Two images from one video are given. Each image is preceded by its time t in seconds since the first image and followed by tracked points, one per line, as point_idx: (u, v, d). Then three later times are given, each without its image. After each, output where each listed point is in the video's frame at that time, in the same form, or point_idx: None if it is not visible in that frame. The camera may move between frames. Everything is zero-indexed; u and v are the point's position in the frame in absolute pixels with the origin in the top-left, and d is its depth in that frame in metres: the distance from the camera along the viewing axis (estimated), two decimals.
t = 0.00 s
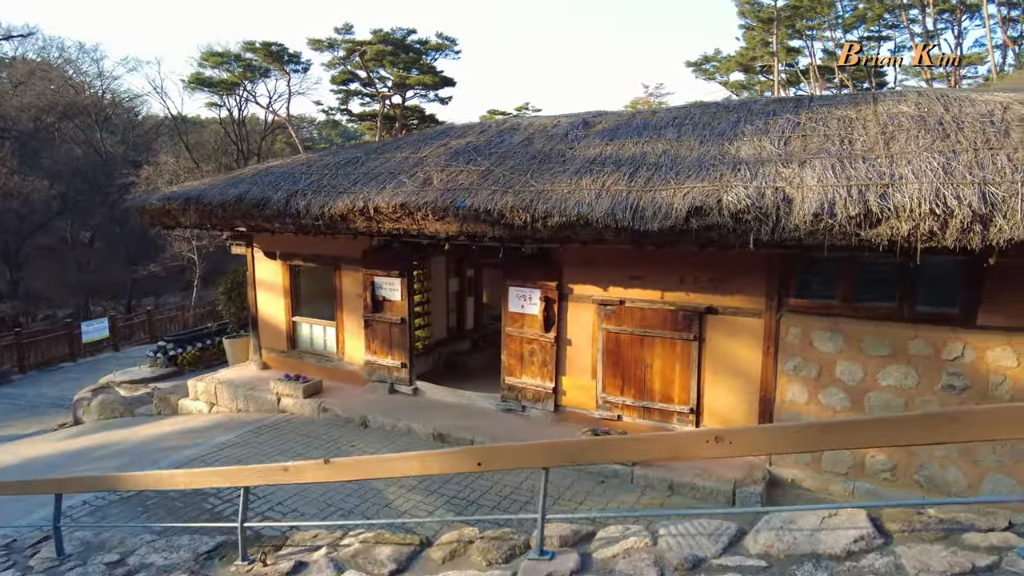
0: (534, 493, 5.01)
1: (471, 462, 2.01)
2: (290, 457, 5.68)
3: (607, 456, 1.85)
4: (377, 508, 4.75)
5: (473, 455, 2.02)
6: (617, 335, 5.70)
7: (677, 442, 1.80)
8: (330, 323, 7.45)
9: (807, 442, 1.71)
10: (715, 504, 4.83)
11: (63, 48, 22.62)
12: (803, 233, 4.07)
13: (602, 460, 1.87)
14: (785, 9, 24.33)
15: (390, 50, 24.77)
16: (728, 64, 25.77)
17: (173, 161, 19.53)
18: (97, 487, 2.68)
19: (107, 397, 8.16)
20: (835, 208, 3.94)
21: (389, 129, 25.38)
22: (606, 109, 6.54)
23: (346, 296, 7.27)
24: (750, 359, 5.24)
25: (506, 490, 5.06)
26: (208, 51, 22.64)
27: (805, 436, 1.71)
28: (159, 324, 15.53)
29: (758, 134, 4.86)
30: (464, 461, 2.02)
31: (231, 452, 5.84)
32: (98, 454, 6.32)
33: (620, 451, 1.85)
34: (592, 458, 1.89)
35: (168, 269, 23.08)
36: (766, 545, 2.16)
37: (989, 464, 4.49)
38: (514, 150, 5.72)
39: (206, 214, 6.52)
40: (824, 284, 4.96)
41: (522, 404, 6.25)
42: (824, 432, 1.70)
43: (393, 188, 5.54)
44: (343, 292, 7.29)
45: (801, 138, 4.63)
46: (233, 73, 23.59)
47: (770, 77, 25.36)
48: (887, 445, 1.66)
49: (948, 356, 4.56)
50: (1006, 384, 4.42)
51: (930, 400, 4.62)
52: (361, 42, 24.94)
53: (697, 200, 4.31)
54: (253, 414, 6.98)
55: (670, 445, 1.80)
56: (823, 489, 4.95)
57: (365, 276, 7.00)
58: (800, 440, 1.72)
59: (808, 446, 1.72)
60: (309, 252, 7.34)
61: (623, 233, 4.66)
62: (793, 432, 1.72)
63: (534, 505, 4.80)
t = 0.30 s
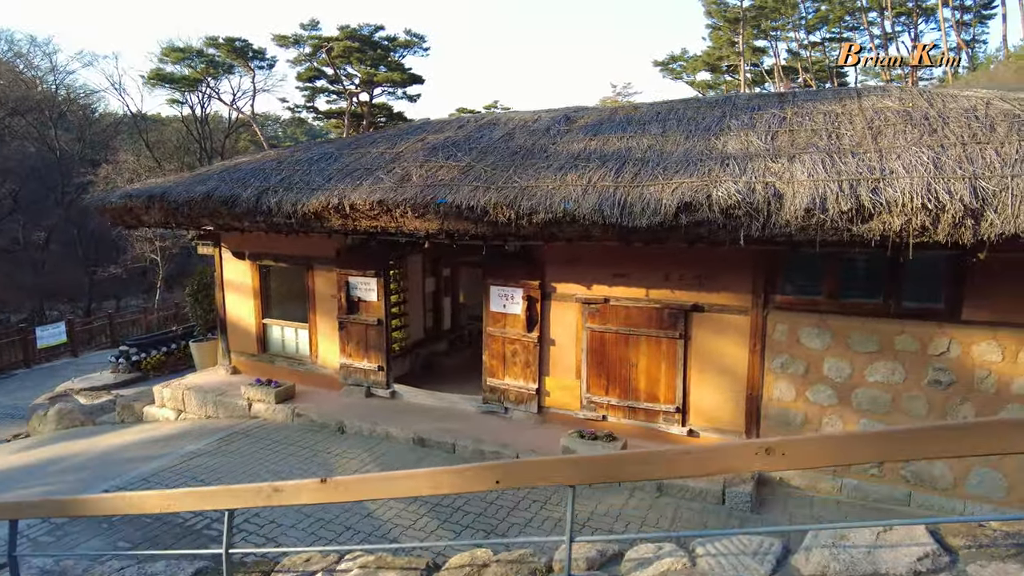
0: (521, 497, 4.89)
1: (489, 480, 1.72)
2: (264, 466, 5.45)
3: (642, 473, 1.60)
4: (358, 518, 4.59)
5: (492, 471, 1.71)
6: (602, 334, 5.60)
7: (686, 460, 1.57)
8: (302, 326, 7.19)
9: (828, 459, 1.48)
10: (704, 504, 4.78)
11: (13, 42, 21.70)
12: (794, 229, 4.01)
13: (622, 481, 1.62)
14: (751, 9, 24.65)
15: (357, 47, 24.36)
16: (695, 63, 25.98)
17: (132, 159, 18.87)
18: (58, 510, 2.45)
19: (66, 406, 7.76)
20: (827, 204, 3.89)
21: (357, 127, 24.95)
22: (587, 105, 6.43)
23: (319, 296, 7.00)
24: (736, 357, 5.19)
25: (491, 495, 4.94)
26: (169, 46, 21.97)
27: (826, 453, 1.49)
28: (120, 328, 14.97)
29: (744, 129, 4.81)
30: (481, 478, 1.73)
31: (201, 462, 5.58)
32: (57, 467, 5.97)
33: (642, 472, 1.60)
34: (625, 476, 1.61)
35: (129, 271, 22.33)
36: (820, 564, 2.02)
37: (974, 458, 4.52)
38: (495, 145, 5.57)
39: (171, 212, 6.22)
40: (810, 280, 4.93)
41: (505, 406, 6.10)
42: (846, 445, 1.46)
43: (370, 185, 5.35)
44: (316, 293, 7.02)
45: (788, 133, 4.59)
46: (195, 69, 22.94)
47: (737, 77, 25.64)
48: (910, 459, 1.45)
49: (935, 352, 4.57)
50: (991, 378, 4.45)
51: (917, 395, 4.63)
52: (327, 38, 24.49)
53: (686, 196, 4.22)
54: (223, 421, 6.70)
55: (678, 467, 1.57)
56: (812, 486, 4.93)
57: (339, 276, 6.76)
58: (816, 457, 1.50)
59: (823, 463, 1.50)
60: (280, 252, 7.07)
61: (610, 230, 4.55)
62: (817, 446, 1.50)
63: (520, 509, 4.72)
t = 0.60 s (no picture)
0: (513, 499, 4.78)
1: (524, 481, 1.58)
2: (245, 472, 5.24)
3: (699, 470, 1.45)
4: (345, 524, 4.43)
5: (519, 471, 1.61)
6: (592, 331, 5.51)
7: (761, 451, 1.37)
8: (280, 327, 6.94)
9: (902, 450, 1.31)
10: (699, 502, 4.73)
11: None
12: (791, 222, 3.98)
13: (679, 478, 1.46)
14: (723, 12, 24.94)
15: (329, 45, 24.00)
16: (667, 65, 26.17)
17: (95, 159, 18.28)
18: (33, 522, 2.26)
19: (30, 412, 7.41)
20: (824, 197, 3.88)
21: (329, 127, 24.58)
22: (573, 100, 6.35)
23: (298, 296, 6.77)
24: (728, 353, 5.15)
25: (482, 498, 4.83)
26: (134, 43, 21.38)
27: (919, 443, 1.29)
28: (85, 333, 14.47)
29: (736, 124, 4.77)
30: (515, 480, 1.59)
31: (177, 468, 5.35)
32: (21, 477, 5.67)
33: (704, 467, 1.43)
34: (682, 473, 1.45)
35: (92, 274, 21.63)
36: (893, 563, 1.95)
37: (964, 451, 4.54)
38: (482, 139, 5.45)
39: (143, 208, 5.97)
40: (801, 276, 4.91)
41: (492, 406, 5.98)
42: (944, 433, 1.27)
43: (354, 179, 5.19)
44: (295, 293, 6.78)
45: (781, 127, 4.57)
46: (162, 67, 22.37)
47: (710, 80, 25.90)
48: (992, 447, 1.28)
49: (925, 345, 4.58)
50: (981, 371, 4.47)
51: (908, 389, 4.64)
52: (299, 37, 24.09)
53: (682, 189, 4.16)
54: (199, 425, 6.46)
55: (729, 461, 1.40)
56: (805, 482, 4.92)
57: (319, 275, 6.54)
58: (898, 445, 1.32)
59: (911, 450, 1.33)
60: (256, 251, 6.83)
61: (603, 224, 4.47)
62: (912, 432, 1.30)
63: (513, 511, 4.61)
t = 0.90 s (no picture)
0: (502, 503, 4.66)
1: (560, 493, 1.44)
2: (221, 481, 5.03)
3: (756, 477, 1.35)
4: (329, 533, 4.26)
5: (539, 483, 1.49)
6: (579, 331, 5.42)
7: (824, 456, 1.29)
8: (255, 329, 6.70)
9: (980, 452, 1.23)
10: (691, 503, 4.67)
11: None
12: (785, 219, 3.95)
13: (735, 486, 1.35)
14: (694, 14, 25.19)
15: (300, 44, 23.59)
16: (639, 66, 26.33)
17: (56, 158, 17.64)
18: None
19: None
20: (818, 192, 3.85)
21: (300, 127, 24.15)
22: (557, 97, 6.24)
23: (274, 297, 6.53)
24: (717, 352, 5.10)
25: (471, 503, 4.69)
26: (97, 38, 20.73)
27: (994, 444, 1.22)
28: (45, 339, 13.93)
29: (725, 120, 4.73)
30: (541, 492, 1.47)
31: (149, 478, 5.11)
32: None
33: (763, 474, 1.34)
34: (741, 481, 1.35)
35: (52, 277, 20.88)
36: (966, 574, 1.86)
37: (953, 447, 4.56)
38: (466, 135, 5.33)
39: (111, 206, 5.71)
40: (790, 273, 4.88)
41: (478, 409, 5.85)
42: (1018, 433, 1.22)
43: (335, 175, 5.02)
44: (270, 294, 6.53)
45: (771, 123, 4.54)
46: (126, 63, 21.73)
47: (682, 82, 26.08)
48: None
49: (914, 342, 4.60)
50: (968, 366, 4.50)
51: (897, 385, 4.65)
52: (269, 35, 23.64)
53: (675, 185, 4.09)
54: (170, 433, 6.20)
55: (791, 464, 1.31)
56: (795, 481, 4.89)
57: (296, 275, 6.32)
58: (971, 447, 1.25)
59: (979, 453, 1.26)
60: (230, 251, 6.59)
61: (594, 221, 4.37)
62: (983, 433, 1.23)
63: (503, 516, 4.48)
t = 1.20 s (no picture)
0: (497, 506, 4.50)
1: (625, 505, 1.31)
2: (202, 488, 4.79)
3: (855, 479, 1.26)
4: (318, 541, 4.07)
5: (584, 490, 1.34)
6: (573, 327, 5.29)
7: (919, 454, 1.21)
8: (233, 329, 6.44)
9: None
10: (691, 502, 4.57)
11: None
12: (787, 209, 3.87)
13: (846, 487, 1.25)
14: (669, 13, 25.32)
15: (272, 40, 23.12)
16: (615, 64, 26.37)
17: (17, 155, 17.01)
18: None
19: None
20: (822, 182, 3.77)
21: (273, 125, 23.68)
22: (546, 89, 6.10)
23: (253, 296, 6.27)
24: (713, 347, 5.02)
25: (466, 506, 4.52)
26: (59, 31, 20.06)
27: None
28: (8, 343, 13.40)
29: (722, 110, 4.63)
30: (585, 499, 1.32)
31: (124, 487, 4.85)
32: None
33: (850, 479, 1.25)
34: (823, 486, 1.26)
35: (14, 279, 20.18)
36: None
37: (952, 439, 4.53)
38: (455, 126, 5.16)
39: (79, 201, 5.42)
40: (787, 266, 4.81)
41: (468, 409, 5.68)
42: None
43: (319, 167, 4.81)
44: (249, 293, 6.27)
45: (770, 113, 4.46)
46: (91, 58, 21.07)
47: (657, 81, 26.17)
48: None
49: (913, 334, 4.55)
50: (967, 359, 4.47)
51: (896, 379, 4.60)
52: (240, 30, 23.14)
53: (676, 175, 3.98)
54: (145, 438, 5.92)
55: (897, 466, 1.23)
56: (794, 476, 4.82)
57: (277, 273, 6.06)
58: None
59: None
60: (207, 248, 6.32)
61: (591, 214, 4.24)
62: None
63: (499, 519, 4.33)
